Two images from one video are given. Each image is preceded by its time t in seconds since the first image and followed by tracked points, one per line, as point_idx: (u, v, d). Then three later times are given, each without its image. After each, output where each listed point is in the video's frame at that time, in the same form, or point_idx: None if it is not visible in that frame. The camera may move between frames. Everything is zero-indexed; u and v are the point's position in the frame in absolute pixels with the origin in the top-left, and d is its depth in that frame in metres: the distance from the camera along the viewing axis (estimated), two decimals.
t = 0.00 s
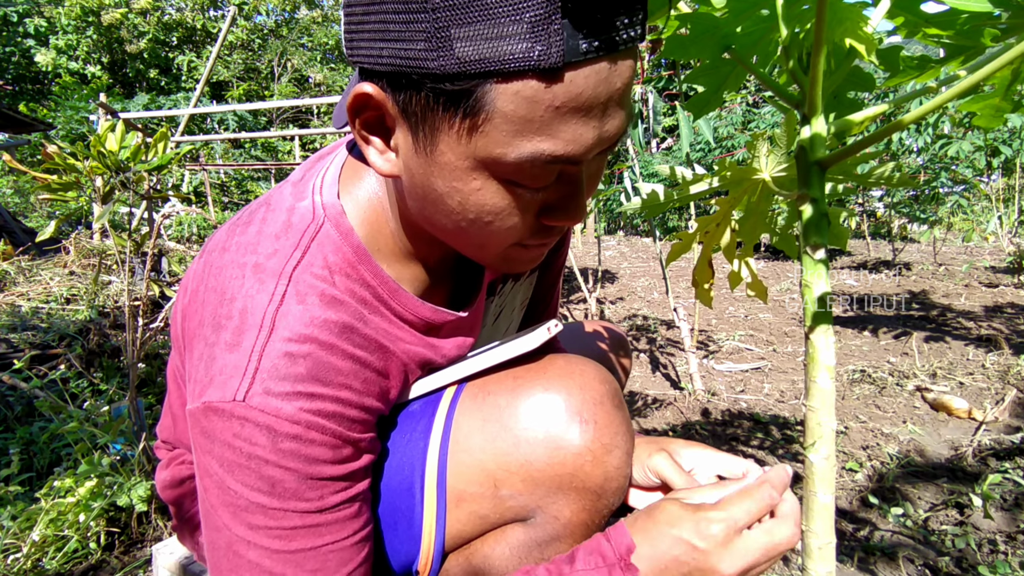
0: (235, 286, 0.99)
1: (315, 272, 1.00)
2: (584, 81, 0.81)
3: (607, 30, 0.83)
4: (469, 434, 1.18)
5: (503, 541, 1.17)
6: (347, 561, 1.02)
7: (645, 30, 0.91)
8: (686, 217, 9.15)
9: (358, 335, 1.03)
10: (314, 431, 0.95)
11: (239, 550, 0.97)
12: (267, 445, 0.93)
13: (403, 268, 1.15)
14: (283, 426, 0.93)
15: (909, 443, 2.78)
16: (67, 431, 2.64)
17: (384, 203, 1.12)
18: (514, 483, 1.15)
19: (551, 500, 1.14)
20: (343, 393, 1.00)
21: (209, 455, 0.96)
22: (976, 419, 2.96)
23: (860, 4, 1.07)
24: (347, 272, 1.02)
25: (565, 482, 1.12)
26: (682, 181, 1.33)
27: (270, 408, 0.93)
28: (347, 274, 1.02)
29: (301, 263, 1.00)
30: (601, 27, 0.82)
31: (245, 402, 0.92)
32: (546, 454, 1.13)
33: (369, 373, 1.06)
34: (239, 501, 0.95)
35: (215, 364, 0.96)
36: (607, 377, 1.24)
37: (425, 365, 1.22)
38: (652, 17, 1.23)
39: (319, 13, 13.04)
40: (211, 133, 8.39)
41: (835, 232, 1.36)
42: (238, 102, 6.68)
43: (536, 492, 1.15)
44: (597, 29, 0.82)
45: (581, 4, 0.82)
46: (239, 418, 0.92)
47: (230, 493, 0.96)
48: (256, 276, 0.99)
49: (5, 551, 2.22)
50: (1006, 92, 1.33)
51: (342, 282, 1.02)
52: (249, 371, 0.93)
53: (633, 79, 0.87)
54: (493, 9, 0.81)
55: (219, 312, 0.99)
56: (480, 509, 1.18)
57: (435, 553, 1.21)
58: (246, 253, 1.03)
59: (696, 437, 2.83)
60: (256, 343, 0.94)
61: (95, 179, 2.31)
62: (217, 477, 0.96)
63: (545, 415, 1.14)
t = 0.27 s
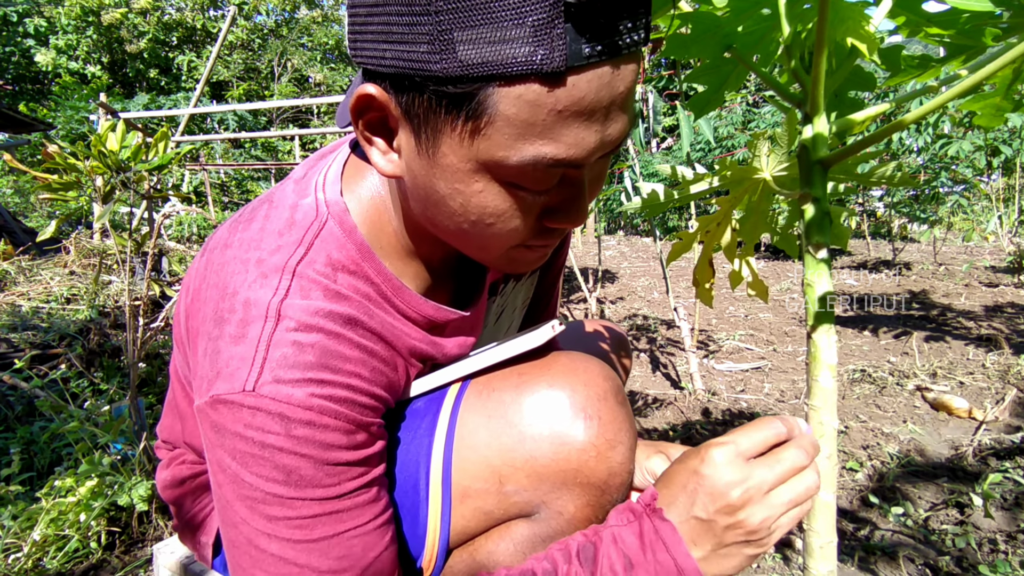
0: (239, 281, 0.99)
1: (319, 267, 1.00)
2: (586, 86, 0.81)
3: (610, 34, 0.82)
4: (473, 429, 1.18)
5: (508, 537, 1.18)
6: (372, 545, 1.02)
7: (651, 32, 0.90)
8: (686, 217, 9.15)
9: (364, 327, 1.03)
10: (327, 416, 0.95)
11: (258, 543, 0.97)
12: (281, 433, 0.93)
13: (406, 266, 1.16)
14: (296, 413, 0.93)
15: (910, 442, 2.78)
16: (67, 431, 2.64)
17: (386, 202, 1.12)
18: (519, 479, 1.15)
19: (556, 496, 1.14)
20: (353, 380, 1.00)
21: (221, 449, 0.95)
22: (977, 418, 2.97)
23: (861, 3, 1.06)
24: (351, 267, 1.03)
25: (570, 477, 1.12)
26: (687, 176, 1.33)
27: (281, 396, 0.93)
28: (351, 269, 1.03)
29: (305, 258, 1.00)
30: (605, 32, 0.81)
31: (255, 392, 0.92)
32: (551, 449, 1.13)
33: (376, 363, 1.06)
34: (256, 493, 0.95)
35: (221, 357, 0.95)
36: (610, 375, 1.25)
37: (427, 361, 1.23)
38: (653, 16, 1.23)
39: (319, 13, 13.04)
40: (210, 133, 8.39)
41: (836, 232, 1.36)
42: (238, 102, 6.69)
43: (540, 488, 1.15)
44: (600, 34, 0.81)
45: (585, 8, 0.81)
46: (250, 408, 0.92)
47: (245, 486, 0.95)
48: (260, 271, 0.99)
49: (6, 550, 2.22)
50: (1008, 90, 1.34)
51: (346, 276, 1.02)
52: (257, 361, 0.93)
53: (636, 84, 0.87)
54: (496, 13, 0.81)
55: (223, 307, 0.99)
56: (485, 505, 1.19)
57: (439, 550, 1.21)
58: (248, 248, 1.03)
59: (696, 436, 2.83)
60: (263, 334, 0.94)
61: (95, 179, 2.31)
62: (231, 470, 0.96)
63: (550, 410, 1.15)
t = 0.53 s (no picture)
0: (245, 281, 0.99)
1: (325, 268, 1.01)
2: (592, 93, 0.81)
3: (616, 42, 0.82)
4: (475, 428, 1.19)
5: (508, 535, 1.18)
6: (383, 542, 1.03)
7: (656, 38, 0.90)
8: (686, 217, 9.15)
9: (371, 326, 1.04)
10: (339, 414, 0.95)
11: (271, 542, 0.97)
12: (293, 431, 0.93)
13: (409, 267, 1.16)
14: (307, 412, 0.93)
15: (910, 441, 2.78)
16: (67, 430, 2.64)
17: (390, 202, 1.12)
18: (519, 477, 1.16)
19: (556, 493, 1.14)
20: (362, 379, 1.01)
21: (231, 449, 0.95)
22: (977, 418, 2.97)
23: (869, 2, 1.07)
24: (357, 267, 1.03)
25: (570, 475, 1.13)
26: (693, 174, 1.32)
27: (293, 394, 0.93)
28: (357, 269, 1.03)
29: (312, 258, 1.00)
30: (611, 39, 0.81)
31: (266, 391, 0.92)
32: (552, 447, 1.13)
33: (383, 361, 1.07)
34: (267, 492, 0.95)
35: (229, 357, 0.95)
36: (610, 372, 1.25)
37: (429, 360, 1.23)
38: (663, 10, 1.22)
39: (319, 13, 13.04)
40: (210, 133, 8.39)
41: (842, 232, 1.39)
42: (239, 102, 6.69)
43: (541, 486, 1.15)
44: (606, 41, 0.81)
45: (592, 16, 0.81)
46: (260, 407, 0.92)
47: (257, 484, 0.95)
48: (267, 271, 0.99)
49: (7, 549, 2.23)
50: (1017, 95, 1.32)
51: (352, 276, 1.03)
52: (267, 361, 0.93)
53: (641, 90, 0.87)
54: (503, 21, 0.81)
55: (229, 307, 0.98)
56: (486, 503, 1.19)
57: (440, 547, 1.22)
58: (255, 249, 1.03)
59: (696, 436, 2.83)
60: (271, 334, 0.94)
61: (96, 179, 2.31)
62: (242, 470, 0.95)
63: (550, 408, 1.15)
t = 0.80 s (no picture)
0: (251, 282, 0.99)
1: (330, 269, 1.01)
2: (598, 105, 0.81)
3: (623, 55, 0.82)
4: (477, 428, 1.20)
5: (511, 535, 1.19)
6: (385, 543, 1.03)
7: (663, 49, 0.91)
8: (686, 217, 9.15)
9: (376, 327, 1.04)
10: (345, 415, 0.96)
11: (274, 542, 0.97)
12: (299, 431, 0.93)
13: (412, 268, 1.16)
14: (314, 412, 0.93)
15: (910, 442, 2.79)
16: (69, 431, 2.64)
17: (394, 204, 1.13)
18: (522, 478, 1.16)
19: (559, 494, 1.15)
20: (368, 380, 1.01)
21: (236, 449, 0.95)
22: (976, 418, 2.97)
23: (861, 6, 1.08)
24: (361, 268, 1.04)
25: (572, 476, 1.13)
26: (690, 177, 1.33)
27: (300, 395, 0.93)
28: (361, 270, 1.04)
29: (317, 260, 1.01)
30: (618, 52, 0.82)
31: (274, 391, 0.92)
32: (553, 448, 1.14)
33: (389, 361, 1.07)
34: (272, 492, 0.95)
35: (236, 358, 0.95)
36: (611, 374, 1.26)
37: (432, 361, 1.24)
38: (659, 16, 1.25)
39: (319, 12, 13.04)
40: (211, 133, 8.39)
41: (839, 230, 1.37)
42: (239, 102, 6.69)
43: (543, 487, 1.16)
44: (613, 54, 0.81)
45: (600, 30, 0.81)
46: (268, 407, 0.92)
47: (262, 484, 0.95)
48: (273, 272, 0.99)
49: (9, 549, 2.24)
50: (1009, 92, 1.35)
51: (356, 277, 1.03)
52: (275, 362, 0.94)
53: (646, 100, 0.87)
54: (511, 33, 0.81)
55: (235, 308, 0.99)
56: (489, 504, 1.19)
57: (442, 546, 1.21)
58: (259, 250, 1.03)
59: (697, 436, 2.83)
60: (279, 335, 0.94)
61: (97, 179, 2.31)
62: (248, 469, 0.95)
63: (551, 409, 1.16)
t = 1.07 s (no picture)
0: (249, 280, 0.99)
1: (328, 267, 1.01)
2: (592, 108, 0.81)
3: (618, 58, 0.82)
4: (477, 426, 1.20)
5: (510, 532, 1.18)
6: (381, 541, 1.03)
7: (658, 52, 0.91)
8: (687, 217, 9.16)
9: (374, 324, 1.04)
10: (343, 412, 0.96)
11: (270, 539, 0.97)
12: (296, 428, 0.93)
13: (410, 266, 1.16)
14: (311, 409, 0.93)
15: (909, 444, 2.79)
16: (69, 428, 2.64)
17: (391, 202, 1.12)
18: (521, 475, 1.16)
19: (558, 491, 1.15)
20: (367, 377, 1.01)
21: (234, 445, 0.95)
22: (976, 420, 2.97)
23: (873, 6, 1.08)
24: (359, 267, 1.04)
25: (572, 473, 1.13)
26: (694, 176, 1.32)
27: (297, 392, 0.93)
28: (359, 268, 1.04)
29: (315, 257, 1.01)
30: (612, 55, 0.82)
31: (271, 389, 0.92)
32: (553, 446, 1.13)
33: (388, 360, 1.07)
34: (269, 488, 0.95)
35: (234, 355, 0.96)
36: (611, 372, 1.27)
37: (431, 359, 1.24)
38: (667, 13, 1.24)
39: (320, 11, 13.04)
40: (211, 131, 8.39)
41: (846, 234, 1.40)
42: (240, 101, 6.70)
43: (543, 484, 1.15)
44: (607, 58, 0.81)
45: (594, 33, 0.81)
46: (265, 404, 0.92)
47: (259, 481, 0.95)
48: (271, 270, 0.99)
49: (9, 546, 2.25)
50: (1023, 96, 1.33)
51: (354, 275, 1.03)
52: (273, 359, 0.94)
53: (641, 103, 0.87)
54: (505, 37, 0.81)
55: (233, 306, 0.99)
56: (488, 501, 1.19)
57: (442, 542, 1.22)
58: (258, 248, 1.03)
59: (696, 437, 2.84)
60: (277, 332, 0.95)
61: (98, 177, 2.31)
62: (244, 466, 0.96)
63: (551, 407, 1.16)
